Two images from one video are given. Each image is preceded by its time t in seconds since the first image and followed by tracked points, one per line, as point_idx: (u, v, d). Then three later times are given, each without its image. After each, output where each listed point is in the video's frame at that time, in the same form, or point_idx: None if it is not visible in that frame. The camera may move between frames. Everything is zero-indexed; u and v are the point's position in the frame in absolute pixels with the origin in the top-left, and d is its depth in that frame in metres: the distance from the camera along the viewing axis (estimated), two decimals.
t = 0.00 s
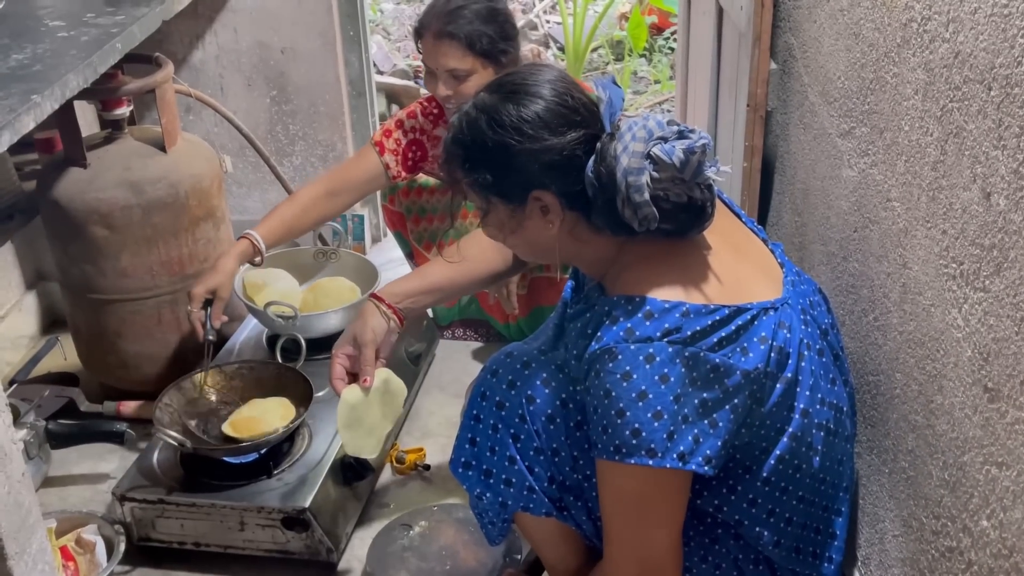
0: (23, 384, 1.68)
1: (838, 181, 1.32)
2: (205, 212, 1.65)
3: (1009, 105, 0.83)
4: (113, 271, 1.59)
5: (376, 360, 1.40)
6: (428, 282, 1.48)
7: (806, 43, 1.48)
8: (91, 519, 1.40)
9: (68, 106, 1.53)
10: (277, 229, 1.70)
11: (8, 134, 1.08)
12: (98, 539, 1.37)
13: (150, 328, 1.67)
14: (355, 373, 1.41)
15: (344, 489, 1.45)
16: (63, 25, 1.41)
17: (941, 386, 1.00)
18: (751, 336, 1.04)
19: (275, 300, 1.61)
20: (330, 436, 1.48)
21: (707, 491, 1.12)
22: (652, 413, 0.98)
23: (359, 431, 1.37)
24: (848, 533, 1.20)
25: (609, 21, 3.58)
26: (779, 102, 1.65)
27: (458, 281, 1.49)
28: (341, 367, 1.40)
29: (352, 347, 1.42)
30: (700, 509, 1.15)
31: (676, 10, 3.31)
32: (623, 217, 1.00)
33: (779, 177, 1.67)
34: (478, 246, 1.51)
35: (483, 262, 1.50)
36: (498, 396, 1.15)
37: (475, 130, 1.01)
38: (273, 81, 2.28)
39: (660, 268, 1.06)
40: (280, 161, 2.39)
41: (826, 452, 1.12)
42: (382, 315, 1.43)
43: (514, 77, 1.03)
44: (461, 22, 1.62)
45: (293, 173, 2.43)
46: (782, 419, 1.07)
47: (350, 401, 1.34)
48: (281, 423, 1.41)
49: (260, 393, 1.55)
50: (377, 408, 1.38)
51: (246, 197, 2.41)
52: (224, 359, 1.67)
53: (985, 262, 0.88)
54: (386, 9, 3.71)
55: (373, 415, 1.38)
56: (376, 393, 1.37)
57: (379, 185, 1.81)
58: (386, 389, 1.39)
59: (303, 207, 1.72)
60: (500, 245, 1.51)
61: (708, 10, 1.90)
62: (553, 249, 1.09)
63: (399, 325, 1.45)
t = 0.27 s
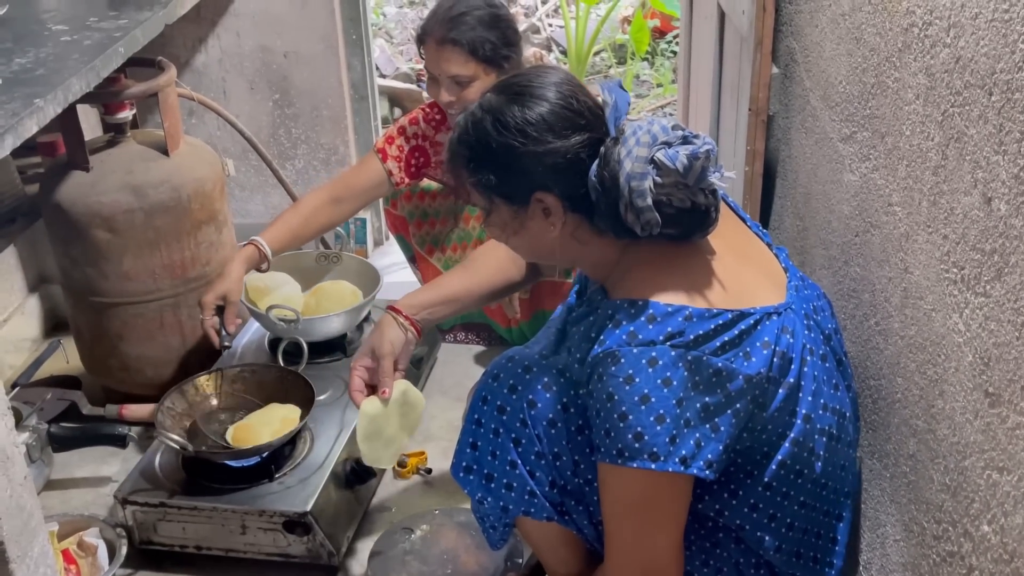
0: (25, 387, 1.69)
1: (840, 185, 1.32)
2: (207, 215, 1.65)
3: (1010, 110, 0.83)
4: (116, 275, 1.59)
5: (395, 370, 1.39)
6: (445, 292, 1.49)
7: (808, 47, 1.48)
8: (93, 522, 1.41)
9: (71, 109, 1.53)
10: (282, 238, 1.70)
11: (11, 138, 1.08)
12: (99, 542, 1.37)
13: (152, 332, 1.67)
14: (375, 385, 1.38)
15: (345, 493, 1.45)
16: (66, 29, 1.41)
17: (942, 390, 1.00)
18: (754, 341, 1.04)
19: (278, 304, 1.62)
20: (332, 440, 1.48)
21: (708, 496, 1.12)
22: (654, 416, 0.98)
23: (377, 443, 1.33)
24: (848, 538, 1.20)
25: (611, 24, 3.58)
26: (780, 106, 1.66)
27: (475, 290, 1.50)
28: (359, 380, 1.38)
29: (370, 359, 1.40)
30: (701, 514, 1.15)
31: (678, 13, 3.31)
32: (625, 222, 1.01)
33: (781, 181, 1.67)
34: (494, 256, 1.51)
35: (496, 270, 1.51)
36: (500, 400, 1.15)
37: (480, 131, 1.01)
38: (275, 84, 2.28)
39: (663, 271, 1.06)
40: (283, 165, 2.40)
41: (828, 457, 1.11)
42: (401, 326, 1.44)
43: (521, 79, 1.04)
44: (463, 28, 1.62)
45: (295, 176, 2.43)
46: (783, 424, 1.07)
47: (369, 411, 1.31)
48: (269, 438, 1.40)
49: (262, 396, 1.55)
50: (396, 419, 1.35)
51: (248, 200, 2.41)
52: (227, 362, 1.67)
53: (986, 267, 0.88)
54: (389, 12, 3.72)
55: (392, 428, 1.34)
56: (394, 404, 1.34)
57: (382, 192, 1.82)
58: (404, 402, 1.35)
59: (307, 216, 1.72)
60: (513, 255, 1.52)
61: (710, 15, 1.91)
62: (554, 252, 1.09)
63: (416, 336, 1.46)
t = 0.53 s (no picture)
0: (28, 390, 1.69)
1: (841, 191, 1.33)
2: (210, 219, 1.66)
3: (1010, 117, 0.83)
4: (118, 279, 1.60)
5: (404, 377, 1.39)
6: (454, 300, 1.49)
7: (809, 54, 1.48)
8: (94, 526, 1.41)
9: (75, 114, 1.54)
10: (290, 246, 1.72)
11: (15, 142, 1.09)
12: (101, 545, 1.37)
13: (154, 336, 1.67)
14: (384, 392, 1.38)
15: (346, 497, 1.45)
16: (70, 34, 1.42)
17: (943, 397, 1.00)
18: (756, 347, 1.04)
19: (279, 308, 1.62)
20: (334, 444, 1.48)
21: (709, 501, 1.12)
22: (656, 421, 0.98)
23: (389, 450, 1.31)
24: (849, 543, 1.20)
25: (613, 30, 3.59)
26: (782, 112, 1.66)
27: (485, 296, 1.51)
28: (370, 386, 1.37)
29: (379, 366, 1.40)
30: (702, 519, 1.15)
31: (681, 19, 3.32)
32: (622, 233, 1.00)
33: (782, 187, 1.67)
34: (501, 261, 1.52)
35: (504, 274, 1.51)
36: (501, 405, 1.15)
37: (483, 131, 1.02)
38: (278, 89, 2.29)
39: (665, 277, 1.06)
40: (285, 169, 2.40)
41: (829, 463, 1.11)
42: (411, 334, 1.45)
43: (528, 82, 1.04)
44: (466, 33, 1.63)
45: (298, 180, 2.44)
46: (784, 430, 1.07)
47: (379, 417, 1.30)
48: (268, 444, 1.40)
49: (263, 400, 1.56)
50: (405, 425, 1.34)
51: (251, 205, 2.42)
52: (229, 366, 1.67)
53: (986, 273, 0.89)
54: (393, 16, 3.72)
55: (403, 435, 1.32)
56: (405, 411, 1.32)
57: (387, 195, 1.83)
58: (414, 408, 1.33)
59: (314, 223, 1.73)
60: (521, 257, 1.52)
61: (711, 21, 1.91)
62: (555, 254, 1.10)
63: (425, 343, 1.47)
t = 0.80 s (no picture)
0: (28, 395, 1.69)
1: (842, 198, 1.32)
2: (211, 224, 1.66)
3: (1011, 124, 0.83)
4: (119, 283, 1.60)
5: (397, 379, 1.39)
6: (451, 300, 1.49)
7: (811, 60, 1.49)
8: (94, 530, 1.40)
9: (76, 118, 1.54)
10: (289, 243, 1.72)
11: (15, 146, 1.09)
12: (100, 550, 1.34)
13: (154, 340, 1.67)
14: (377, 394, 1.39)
15: (346, 502, 1.45)
16: (71, 38, 1.42)
17: (943, 404, 1.00)
18: (756, 353, 1.04)
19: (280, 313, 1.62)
20: (334, 448, 1.48)
21: (708, 508, 1.12)
22: (653, 426, 0.98)
23: (380, 451, 1.31)
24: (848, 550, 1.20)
25: (616, 35, 3.59)
26: (783, 118, 1.66)
27: (482, 298, 1.50)
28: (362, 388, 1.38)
29: (372, 367, 1.40)
30: (702, 527, 1.14)
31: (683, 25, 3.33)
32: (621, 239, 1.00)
33: (783, 193, 1.67)
34: (500, 264, 1.51)
35: (501, 277, 1.51)
36: (500, 411, 1.15)
37: (485, 132, 1.02)
38: (280, 94, 2.29)
39: (664, 283, 1.06)
40: (286, 174, 2.40)
41: (830, 471, 1.11)
42: (405, 336, 1.44)
43: (531, 84, 1.04)
44: (470, 34, 1.63)
45: (299, 185, 2.44)
46: (784, 437, 1.07)
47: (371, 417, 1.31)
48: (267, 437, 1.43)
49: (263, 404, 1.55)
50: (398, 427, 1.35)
51: (252, 209, 2.42)
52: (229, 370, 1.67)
53: (987, 281, 0.88)
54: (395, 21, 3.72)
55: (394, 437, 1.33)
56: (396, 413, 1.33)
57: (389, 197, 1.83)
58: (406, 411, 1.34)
59: (314, 221, 1.73)
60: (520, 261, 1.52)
61: (713, 27, 1.92)
62: (555, 257, 1.10)
63: (417, 344, 1.46)
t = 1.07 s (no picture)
0: (30, 402, 1.70)
1: (843, 209, 1.33)
2: (214, 232, 1.66)
3: (1010, 139, 0.83)
4: (122, 290, 1.60)
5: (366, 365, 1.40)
6: (429, 291, 1.49)
7: (812, 71, 1.49)
8: (96, 537, 1.40)
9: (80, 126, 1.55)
10: (290, 238, 1.74)
11: (20, 156, 1.09)
12: (102, 557, 1.35)
13: (157, 348, 1.68)
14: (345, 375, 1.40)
15: (348, 511, 1.45)
16: (76, 47, 1.43)
17: (944, 416, 1.00)
18: (756, 366, 1.04)
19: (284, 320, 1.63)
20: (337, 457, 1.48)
21: (709, 519, 1.12)
22: (655, 440, 0.99)
23: (344, 434, 1.37)
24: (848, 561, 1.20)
25: (618, 44, 3.60)
26: (785, 129, 1.66)
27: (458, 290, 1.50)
28: (331, 368, 1.39)
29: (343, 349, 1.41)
30: (703, 538, 1.14)
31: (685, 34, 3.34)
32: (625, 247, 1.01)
33: (785, 204, 1.68)
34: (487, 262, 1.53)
35: (484, 280, 1.52)
36: (501, 422, 1.16)
37: (484, 150, 1.02)
38: (283, 102, 2.30)
39: (665, 296, 1.06)
40: (289, 182, 2.41)
41: (829, 482, 1.11)
42: (377, 322, 1.42)
43: (528, 100, 1.04)
44: (478, 37, 1.64)
45: (302, 193, 2.45)
46: (784, 449, 1.07)
47: (334, 401, 1.34)
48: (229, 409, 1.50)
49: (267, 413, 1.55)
50: (365, 412, 1.39)
51: (255, 217, 2.43)
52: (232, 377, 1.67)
53: (987, 294, 0.89)
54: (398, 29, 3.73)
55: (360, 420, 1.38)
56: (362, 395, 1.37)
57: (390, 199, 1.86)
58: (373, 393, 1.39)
59: (317, 218, 1.75)
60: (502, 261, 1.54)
61: (715, 37, 1.93)
62: (557, 270, 1.09)
63: (392, 332, 1.44)
